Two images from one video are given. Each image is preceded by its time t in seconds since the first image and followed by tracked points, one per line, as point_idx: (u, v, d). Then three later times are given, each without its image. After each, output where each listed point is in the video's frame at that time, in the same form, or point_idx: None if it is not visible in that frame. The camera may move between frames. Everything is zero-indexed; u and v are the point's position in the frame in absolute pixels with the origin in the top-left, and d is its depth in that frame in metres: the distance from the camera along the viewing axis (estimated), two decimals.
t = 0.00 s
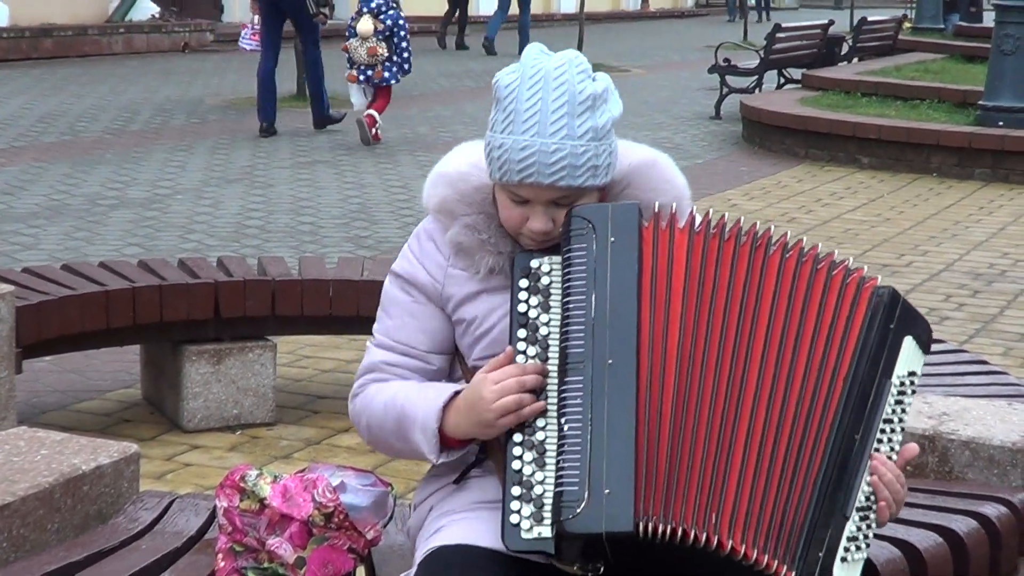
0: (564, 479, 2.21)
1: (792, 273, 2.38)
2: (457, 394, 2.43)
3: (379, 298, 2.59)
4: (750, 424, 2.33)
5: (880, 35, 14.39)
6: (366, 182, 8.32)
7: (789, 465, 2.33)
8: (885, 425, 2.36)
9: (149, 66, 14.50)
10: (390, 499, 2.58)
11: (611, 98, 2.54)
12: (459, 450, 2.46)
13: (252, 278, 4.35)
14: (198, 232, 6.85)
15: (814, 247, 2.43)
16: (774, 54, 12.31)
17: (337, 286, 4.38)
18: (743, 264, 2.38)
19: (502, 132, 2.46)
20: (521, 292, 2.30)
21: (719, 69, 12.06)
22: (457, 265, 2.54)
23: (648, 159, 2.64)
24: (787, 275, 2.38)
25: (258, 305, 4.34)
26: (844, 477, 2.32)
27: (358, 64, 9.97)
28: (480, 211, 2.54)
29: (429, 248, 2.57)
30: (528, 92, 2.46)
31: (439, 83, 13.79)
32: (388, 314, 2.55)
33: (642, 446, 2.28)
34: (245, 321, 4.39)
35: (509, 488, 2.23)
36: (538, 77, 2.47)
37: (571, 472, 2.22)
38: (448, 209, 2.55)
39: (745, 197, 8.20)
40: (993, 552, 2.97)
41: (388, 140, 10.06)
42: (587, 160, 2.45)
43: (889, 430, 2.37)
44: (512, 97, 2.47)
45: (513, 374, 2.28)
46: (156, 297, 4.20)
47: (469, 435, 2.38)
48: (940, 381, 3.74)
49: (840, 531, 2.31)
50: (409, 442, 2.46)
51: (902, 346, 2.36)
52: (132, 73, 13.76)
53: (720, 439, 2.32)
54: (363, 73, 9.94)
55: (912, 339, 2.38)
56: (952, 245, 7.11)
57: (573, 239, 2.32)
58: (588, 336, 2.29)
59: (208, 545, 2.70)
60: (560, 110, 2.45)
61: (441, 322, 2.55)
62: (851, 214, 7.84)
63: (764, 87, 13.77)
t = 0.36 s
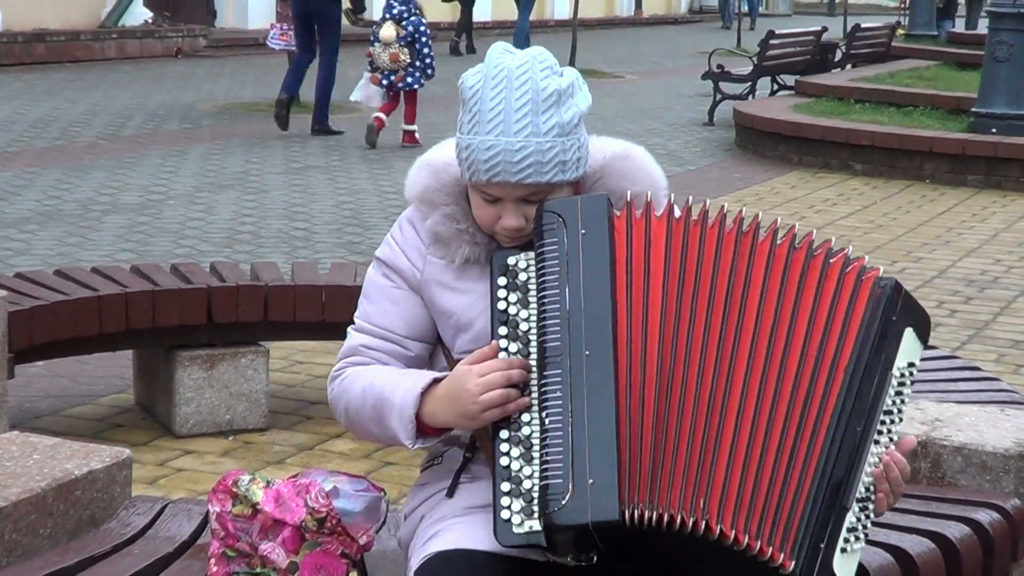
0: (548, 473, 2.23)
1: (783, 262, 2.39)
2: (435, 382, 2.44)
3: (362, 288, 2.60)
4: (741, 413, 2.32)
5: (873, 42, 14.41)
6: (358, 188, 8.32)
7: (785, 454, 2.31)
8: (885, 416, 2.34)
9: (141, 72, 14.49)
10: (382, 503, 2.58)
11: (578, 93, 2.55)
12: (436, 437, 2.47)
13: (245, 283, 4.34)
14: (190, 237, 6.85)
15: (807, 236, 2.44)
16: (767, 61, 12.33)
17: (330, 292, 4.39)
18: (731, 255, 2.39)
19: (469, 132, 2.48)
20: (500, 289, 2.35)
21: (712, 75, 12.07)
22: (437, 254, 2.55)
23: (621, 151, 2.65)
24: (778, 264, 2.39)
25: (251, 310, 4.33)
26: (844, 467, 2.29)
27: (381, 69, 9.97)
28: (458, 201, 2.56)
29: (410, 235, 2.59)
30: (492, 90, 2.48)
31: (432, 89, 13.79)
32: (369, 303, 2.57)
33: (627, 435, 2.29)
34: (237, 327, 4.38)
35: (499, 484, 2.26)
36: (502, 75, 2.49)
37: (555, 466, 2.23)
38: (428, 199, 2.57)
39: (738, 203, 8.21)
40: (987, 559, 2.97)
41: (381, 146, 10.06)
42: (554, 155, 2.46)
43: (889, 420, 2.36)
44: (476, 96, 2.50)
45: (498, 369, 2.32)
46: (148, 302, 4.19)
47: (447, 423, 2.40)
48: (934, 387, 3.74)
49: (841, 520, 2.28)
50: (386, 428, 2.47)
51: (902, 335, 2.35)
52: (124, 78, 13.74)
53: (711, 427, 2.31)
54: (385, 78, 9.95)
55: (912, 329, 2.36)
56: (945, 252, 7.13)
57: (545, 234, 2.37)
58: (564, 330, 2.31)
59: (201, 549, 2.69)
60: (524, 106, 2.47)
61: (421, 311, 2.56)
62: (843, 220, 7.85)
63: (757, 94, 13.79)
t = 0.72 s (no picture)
0: (530, 494, 2.21)
1: (762, 265, 2.45)
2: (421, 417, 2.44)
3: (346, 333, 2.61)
4: (732, 415, 2.34)
5: (872, 46, 14.43)
6: (358, 193, 8.32)
7: (779, 455, 2.35)
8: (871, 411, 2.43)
9: (140, 77, 14.49)
10: (382, 508, 2.56)
11: (530, 117, 2.52)
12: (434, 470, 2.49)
13: (244, 288, 4.34)
14: (190, 243, 6.85)
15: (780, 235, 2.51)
16: (766, 64, 12.33)
17: (330, 297, 4.38)
18: (706, 259, 2.42)
19: (425, 170, 2.46)
20: (473, 315, 2.33)
21: (711, 79, 12.08)
22: (412, 290, 2.53)
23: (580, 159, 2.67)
24: (755, 266, 2.44)
25: (251, 316, 4.34)
26: (838, 462, 2.36)
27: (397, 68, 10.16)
28: (426, 236, 2.53)
29: (385, 276, 2.58)
30: (443, 125, 2.45)
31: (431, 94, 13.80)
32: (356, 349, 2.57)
33: (606, 442, 2.28)
34: (236, 332, 4.39)
35: (487, 508, 2.24)
36: (451, 109, 2.46)
37: (535, 485, 2.21)
38: (397, 238, 2.54)
39: (737, 207, 8.21)
40: (986, 564, 2.98)
41: (380, 151, 10.06)
42: (511, 185, 2.43)
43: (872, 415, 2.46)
44: (428, 133, 2.47)
45: (471, 396, 2.30)
46: (147, 308, 4.19)
47: (438, 457, 2.40)
48: (934, 391, 3.74)
49: (840, 515, 2.34)
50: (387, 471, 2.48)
51: (882, 331, 2.45)
52: (123, 84, 13.74)
53: (704, 431, 2.33)
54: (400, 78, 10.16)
55: (890, 326, 2.47)
56: (944, 255, 7.13)
57: (508, 256, 2.33)
58: (533, 348, 2.29)
59: (200, 555, 2.68)
60: (476, 138, 2.43)
61: (403, 348, 2.55)
62: (843, 224, 7.85)
63: (755, 98, 13.80)
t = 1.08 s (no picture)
0: (502, 479, 2.24)
1: (741, 241, 2.44)
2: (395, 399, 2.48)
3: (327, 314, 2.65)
4: (714, 394, 2.35)
5: (873, 50, 14.43)
6: (358, 196, 8.32)
7: (768, 432, 2.35)
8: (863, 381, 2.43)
9: (141, 79, 14.50)
10: (382, 512, 2.58)
11: (511, 98, 2.57)
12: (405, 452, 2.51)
13: (244, 291, 4.34)
14: (190, 245, 6.85)
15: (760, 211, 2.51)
16: (766, 69, 12.33)
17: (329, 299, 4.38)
18: (681, 240, 2.42)
19: (403, 144, 2.52)
20: (450, 302, 2.34)
21: (711, 83, 12.08)
22: (388, 271, 2.56)
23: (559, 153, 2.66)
24: (734, 242, 2.44)
25: (251, 319, 4.34)
26: (830, 435, 2.36)
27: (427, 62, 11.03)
28: (406, 216, 2.56)
29: (366, 256, 2.61)
30: (422, 100, 2.52)
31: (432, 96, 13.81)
32: (331, 329, 2.61)
33: (581, 429, 2.29)
34: (236, 335, 4.38)
35: (464, 494, 2.28)
36: (431, 85, 2.52)
37: (508, 470, 2.23)
38: (377, 217, 2.57)
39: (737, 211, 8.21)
40: (985, 569, 2.98)
41: (380, 154, 10.06)
42: (486, 155, 2.48)
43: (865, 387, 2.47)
44: (408, 108, 2.54)
45: (448, 380, 2.33)
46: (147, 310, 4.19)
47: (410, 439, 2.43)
48: (933, 397, 3.74)
49: (838, 486, 2.34)
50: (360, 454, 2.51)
51: (869, 300, 2.46)
52: (124, 86, 13.74)
53: (685, 414, 2.34)
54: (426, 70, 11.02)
55: (879, 293, 2.48)
56: (944, 260, 7.13)
57: (483, 242, 2.35)
58: (507, 333, 2.30)
59: (200, 558, 2.68)
60: (453, 111, 2.49)
61: (380, 328, 2.58)
62: (842, 229, 7.85)
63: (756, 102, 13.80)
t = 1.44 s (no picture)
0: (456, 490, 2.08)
1: (614, 224, 2.24)
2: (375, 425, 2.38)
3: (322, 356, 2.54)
4: (626, 387, 2.13)
5: (874, 48, 14.42)
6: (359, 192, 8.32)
7: (709, 412, 2.11)
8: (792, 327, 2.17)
9: (142, 75, 14.51)
10: (385, 508, 2.55)
11: (444, 116, 2.42)
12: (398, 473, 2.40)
13: (244, 286, 4.34)
14: (190, 240, 6.85)
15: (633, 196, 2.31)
16: (767, 66, 12.32)
17: (329, 295, 4.39)
18: (558, 241, 2.23)
19: (347, 189, 2.37)
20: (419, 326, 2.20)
21: (712, 81, 12.07)
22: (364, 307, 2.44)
23: (507, 159, 2.48)
24: (605, 228, 2.23)
25: (251, 314, 4.34)
26: (780, 395, 2.12)
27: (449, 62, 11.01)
28: (371, 252, 2.41)
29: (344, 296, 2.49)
30: (356, 142, 2.37)
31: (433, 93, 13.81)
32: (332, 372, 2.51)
33: (523, 443, 2.10)
34: (236, 330, 4.38)
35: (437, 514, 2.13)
36: (362, 124, 2.37)
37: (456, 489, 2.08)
38: (344, 260, 2.44)
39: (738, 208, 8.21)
40: (985, 566, 2.98)
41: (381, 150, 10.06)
42: (429, 181, 2.32)
43: (808, 326, 2.19)
44: (344, 153, 2.39)
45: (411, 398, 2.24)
46: (147, 306, 4.19)
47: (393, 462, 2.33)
48: (932, 395, 3.74)
49: (806, 445, 2.08)
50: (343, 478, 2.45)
51: (762, 238, 2.20)
52: (125, 81, 13.74)
53: (621, 405, 2.12)
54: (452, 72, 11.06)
55: (771, 225, 2.21)
56: (944, 259, 7.13)
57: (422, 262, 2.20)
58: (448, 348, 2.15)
59: (200, 554, 2.67)
60: (388, 144, 2.34)
61: (370, 362, 2.46)
62: (843, 227, 7.85)
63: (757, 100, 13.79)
